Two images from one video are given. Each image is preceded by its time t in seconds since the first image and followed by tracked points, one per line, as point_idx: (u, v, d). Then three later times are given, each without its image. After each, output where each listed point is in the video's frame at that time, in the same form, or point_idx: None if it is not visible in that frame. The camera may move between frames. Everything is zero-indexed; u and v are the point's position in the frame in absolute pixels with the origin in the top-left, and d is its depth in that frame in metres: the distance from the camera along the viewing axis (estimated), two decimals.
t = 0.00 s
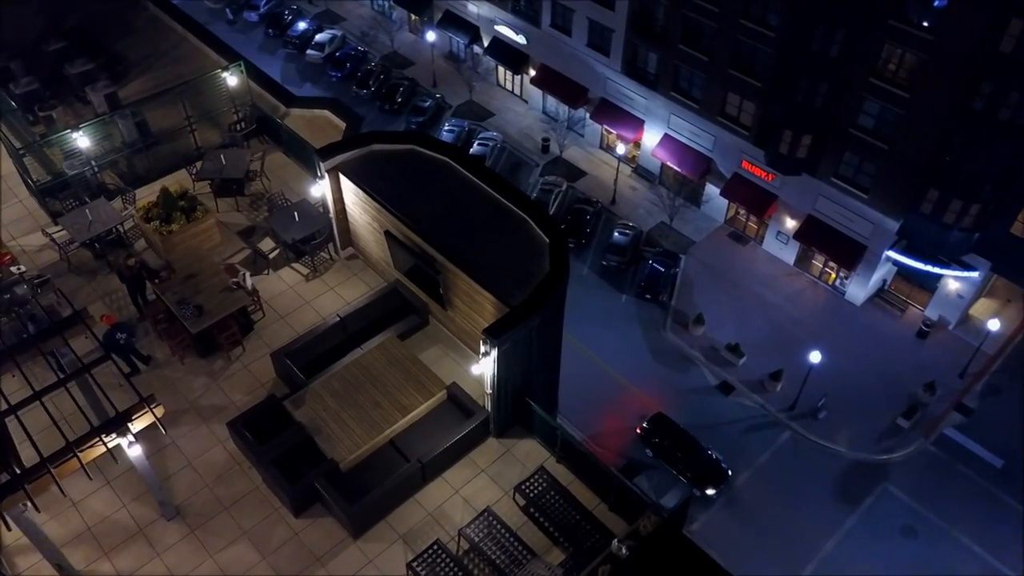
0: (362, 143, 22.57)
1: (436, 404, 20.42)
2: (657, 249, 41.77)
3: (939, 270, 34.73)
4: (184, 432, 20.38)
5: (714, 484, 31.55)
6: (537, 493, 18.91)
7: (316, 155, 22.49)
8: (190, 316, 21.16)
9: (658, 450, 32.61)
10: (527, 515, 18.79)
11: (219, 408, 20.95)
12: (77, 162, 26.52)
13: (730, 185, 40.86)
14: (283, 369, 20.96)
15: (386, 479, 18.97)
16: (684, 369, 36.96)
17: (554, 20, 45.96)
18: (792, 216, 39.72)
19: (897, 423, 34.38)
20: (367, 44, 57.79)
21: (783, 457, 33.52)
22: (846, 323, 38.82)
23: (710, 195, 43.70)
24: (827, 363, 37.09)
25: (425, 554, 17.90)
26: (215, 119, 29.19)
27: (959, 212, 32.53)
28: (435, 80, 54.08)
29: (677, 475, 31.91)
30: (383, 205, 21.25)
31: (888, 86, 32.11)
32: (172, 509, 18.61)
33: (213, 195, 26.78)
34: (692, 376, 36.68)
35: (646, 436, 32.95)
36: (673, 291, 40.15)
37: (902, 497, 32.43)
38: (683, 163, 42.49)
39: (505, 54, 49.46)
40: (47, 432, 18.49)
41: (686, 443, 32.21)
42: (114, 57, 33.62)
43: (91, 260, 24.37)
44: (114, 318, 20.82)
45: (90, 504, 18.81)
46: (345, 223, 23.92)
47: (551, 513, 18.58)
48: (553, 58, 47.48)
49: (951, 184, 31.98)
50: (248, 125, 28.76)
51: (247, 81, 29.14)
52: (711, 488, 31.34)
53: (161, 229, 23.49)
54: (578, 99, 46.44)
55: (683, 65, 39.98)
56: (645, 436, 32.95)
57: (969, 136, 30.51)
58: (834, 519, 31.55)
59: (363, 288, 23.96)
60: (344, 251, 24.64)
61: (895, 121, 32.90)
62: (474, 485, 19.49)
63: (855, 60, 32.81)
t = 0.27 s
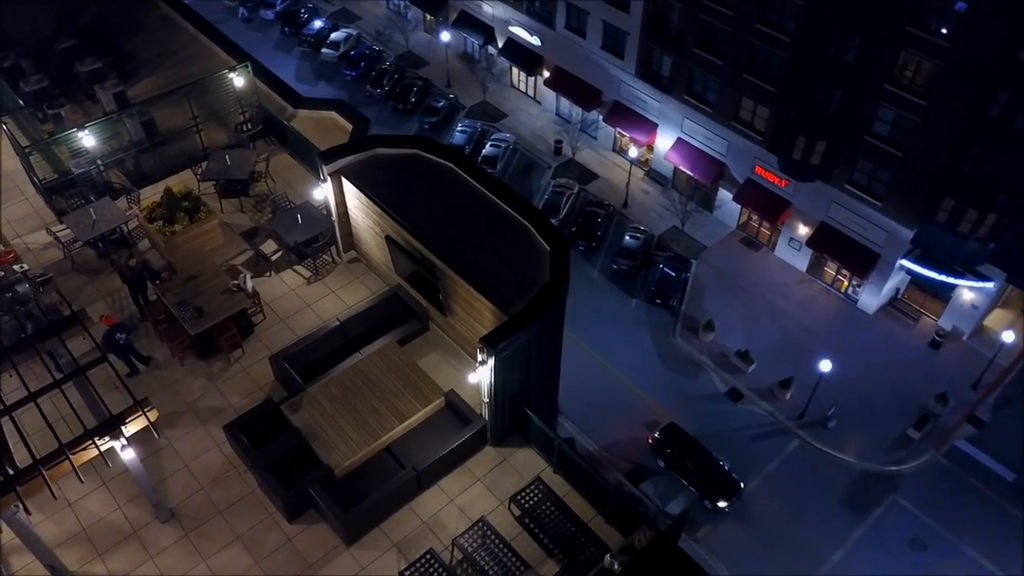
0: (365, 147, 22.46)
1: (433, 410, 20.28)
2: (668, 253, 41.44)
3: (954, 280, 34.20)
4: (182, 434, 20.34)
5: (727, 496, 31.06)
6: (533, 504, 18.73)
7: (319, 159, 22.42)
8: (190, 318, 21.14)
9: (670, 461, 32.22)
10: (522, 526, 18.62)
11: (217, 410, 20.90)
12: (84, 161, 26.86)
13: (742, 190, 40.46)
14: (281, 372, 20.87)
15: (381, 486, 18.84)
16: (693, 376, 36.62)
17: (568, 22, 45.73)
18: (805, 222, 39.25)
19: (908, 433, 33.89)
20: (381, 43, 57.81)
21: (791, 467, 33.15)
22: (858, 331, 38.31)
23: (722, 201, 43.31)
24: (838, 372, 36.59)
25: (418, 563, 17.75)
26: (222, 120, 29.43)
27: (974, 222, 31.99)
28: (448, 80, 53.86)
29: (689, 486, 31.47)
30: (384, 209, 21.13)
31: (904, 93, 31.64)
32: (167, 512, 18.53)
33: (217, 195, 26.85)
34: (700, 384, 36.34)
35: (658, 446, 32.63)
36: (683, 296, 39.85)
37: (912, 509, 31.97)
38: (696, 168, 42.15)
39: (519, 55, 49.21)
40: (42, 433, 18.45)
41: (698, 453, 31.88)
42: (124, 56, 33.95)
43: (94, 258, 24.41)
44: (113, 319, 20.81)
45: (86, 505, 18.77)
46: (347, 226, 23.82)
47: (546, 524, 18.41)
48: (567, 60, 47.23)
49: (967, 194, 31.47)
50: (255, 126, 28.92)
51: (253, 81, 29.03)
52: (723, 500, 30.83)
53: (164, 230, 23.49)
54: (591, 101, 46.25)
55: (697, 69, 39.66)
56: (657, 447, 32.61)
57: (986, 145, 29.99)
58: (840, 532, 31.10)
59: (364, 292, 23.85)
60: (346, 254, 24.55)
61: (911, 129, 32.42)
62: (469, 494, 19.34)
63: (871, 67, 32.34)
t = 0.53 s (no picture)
0: (374, 150, 22.43)
1: (435, 416, 20.15)
2: (686, 259, 40.96)
3: (976, 294, 33.47)
4: (184, 432, 20.35)
5: (744, 511, 30.50)
6: (532, 514, 18.53)
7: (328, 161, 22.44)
8: (196, 317, 21.17)
9: (687, 473, 31.78)
10: (521, 536, 18.43)
11: (220, 409, 20.91)
12: (99, 157, 27.21)
13: (762, 198, 39.93)
14: (284, 373, 20.84)
15: (380, 491, 18.73)
16: (707, 384, 36.17)
17: (590, 24, 45.38)
18: (825, 231, 38.65)
19: (924, 448, 33.23)
20: (403, 42, 57.78)
21: (803, 479, 32.65)
22: (875, 343, 37.65)
23: (742, 207, 42.80)
24: (854, 383, 35.97)
25: (414, 571, 17.62)
26: (236, 117, 29.44)
27: (998, 236, 31.27)
28: (469, 80, 53.66)
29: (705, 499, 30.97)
30: (391, 213, 21.09)
31: (928, 103, 30.97)
32: (166, 510, 18.50)
33: (228, 194, 26.82)
34: (714, 392, 35.86)
35: (675, 458, 32.18)
36: (700, 302, 39.39)
37: (926, 526, 31.38)
38: (716, 174, 41.74)
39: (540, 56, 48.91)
40: (44, 428, 18.48)
41: (714, 465, 31.49)
42: (144, 52, 34.46)
43: (105, 254, 24.57)
44: (119, 316, 20.87)
45: (86, 501, 18.79)
46: (356, 228, 23.81)
47: (545, 535, 18.21)
48: (588, 62, 46.89)
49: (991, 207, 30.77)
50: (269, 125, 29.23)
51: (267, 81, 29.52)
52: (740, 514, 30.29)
53: (174, 228, 23.50)
54: (611, 104, 45.96)
55: (719, 74, 39.20)
56: (673, 459, 32.21)
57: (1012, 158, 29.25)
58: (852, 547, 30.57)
59: (372, 294, 23.82)
60: (355, 255, 24.53)
61: (935, 139, 31.73)
62: (469, 502, 19.19)
63: (895, 75, 31.70)
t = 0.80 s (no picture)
0: (393, 151, 22.40)
1: (444, 420, 20.02)
2: (712, 266, 40.27)
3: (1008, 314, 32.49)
4: (194, 426, 20.46)
5: (765, 529, 29.92)
6: (536, 524, 18.31)
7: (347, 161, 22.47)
8: (210, 312, 21.30)
9: (708, 488, 31.16)
10: (524, 546, 18.25)
11: (231, 404, 21.01)
12: (123, 149, 27.47)
13: (790, 208, 39.13)
14: (295, 371, 20.87)
15: (385, 494, 18.65)
16: (728, 394, 35.56)
17: (623, 27, 44.91)
18: (854, 243, 37.80)
19: (949, 468, 32.43)
20: (435, 40, 57.65)
21: (822, 494, 32.03)
22: (900, 360, 36.69)
23: (770, 216, 42.00)
24: (879, 398, 35.23)
25: None
26: (261, 113, 30.08)
27: None
28: (500, 80, 53.34)
29: (726, 515, 30.35)
30: (407, 216, 21.04)
31: (965, 116, 30.12)
32: (173, 503, 18.55)
33: (250, 189, 27.83)
34: (734, 403, 35.28)
35: (696, 472, 31.58)
36: (725, 310, 38.75)
37: (948, 548, 30.61)
38: (744, 181, 41.11)
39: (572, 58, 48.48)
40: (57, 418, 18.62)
41: (738, 481, 30.84)
42: (176, 47, 34.52)
43: (126, 245, 24.83)
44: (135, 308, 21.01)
45: (96, 491, 18.89)
46: (373, 228, 23.79)
47: (548, 545, 18.03)
48: (620, 65, 46.39)
49: None
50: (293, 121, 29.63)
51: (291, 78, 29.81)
52: (761, 533, 29.74)
53: (194, 223, 23.68)
54: (641, 109, 45.47)
55: (751, 81, 38.60)
56: (694, 472, 31.64)
57: None
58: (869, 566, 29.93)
59: (387, 295, 23.78)
60: (372, 255, 24.51)
61: (970, 153, 30.85)
62: (473, 508, 19.03)
63: (931, 87, 30.88)
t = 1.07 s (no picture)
0: (410, 152, 22.34)
1: (450, 424, 19.82)
2: (736, 274, 39.19)
3: None
4: (203, 420, 20.59)
5: (784, 548, 29.03)
6: (537, 533, 18.20)
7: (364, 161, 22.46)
8: (223, 307, 21.49)
9: (727, 503, 30.36)
10: (525, 554, 18.08)
11: (241, 400, 21.11)
12: (147, 141, 27.86)
13: (818, 218, 38.05)
14: (305, 369, 20.91)
15: (387, 497, 18.57)
16: (749, 404, 34.73)
17: (655, 30, 44.07)
18: (883, 255, 36.59)
19: (972, 488, 31.55)
20: (467, 39, 56.77)
21: (840, 510, 31.27)
22: (925, 377, 35.66)
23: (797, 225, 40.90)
24: (902, 414, 34.30)
25: None
26: (284, 110, 30.26)
27: None
28: (530, 80, 52.42)
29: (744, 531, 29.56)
30: (420, 217, 20.97)
31: (1000, 130, 29.06)
32: (178, 497, 18.67)
33: (268, 186, 27.44)
34: (754, 413, 34.38)
35: (715, 485, 30.78)
36: (747, 318, 37.74)
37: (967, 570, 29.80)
38: (772, 190, 40.03)
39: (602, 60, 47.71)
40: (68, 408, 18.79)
41: (757, 496, 29.96)
42: (204, 40, 35.15)
43: (146, 237, 25.10)
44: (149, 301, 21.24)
45: (104, 482, 19.09)
46: (389, 228, 23.74)
47: (549, 555, 17.85)
48: (650, 69, 45.55)
49: None
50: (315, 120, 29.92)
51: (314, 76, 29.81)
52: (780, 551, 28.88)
53: (211, 217, 24.18)
54: (670, 113, 44.57)
55: (783, 87, 37.67)
56: (714, 487, 30.78)
57: None
58: None
59: (400, 295, 23.75)
60: (387, 255, 24.45)
61: (1005, 168, 29.76)
62: (476, 514, 18.91)
63: (967, 99, 29.84)
